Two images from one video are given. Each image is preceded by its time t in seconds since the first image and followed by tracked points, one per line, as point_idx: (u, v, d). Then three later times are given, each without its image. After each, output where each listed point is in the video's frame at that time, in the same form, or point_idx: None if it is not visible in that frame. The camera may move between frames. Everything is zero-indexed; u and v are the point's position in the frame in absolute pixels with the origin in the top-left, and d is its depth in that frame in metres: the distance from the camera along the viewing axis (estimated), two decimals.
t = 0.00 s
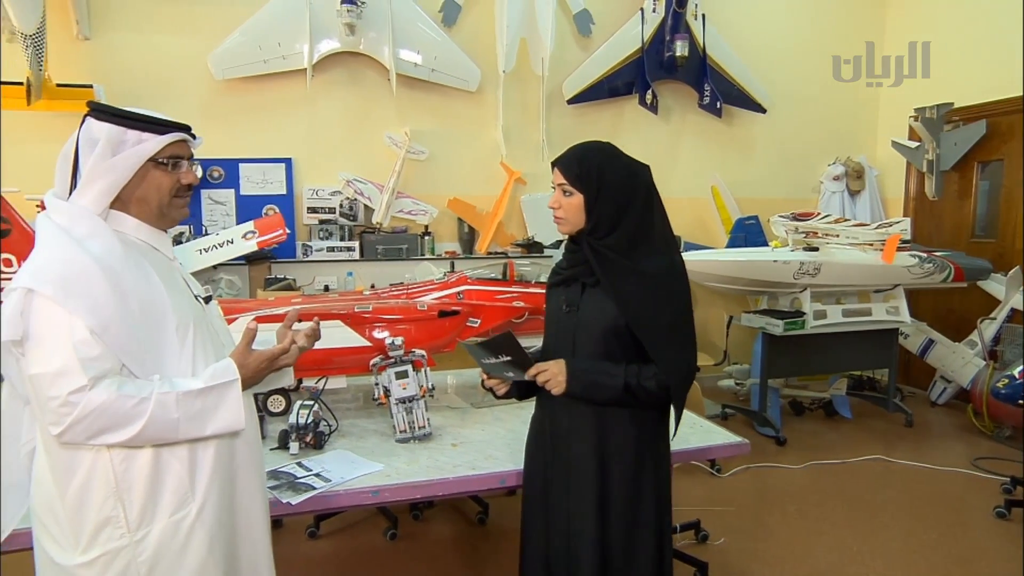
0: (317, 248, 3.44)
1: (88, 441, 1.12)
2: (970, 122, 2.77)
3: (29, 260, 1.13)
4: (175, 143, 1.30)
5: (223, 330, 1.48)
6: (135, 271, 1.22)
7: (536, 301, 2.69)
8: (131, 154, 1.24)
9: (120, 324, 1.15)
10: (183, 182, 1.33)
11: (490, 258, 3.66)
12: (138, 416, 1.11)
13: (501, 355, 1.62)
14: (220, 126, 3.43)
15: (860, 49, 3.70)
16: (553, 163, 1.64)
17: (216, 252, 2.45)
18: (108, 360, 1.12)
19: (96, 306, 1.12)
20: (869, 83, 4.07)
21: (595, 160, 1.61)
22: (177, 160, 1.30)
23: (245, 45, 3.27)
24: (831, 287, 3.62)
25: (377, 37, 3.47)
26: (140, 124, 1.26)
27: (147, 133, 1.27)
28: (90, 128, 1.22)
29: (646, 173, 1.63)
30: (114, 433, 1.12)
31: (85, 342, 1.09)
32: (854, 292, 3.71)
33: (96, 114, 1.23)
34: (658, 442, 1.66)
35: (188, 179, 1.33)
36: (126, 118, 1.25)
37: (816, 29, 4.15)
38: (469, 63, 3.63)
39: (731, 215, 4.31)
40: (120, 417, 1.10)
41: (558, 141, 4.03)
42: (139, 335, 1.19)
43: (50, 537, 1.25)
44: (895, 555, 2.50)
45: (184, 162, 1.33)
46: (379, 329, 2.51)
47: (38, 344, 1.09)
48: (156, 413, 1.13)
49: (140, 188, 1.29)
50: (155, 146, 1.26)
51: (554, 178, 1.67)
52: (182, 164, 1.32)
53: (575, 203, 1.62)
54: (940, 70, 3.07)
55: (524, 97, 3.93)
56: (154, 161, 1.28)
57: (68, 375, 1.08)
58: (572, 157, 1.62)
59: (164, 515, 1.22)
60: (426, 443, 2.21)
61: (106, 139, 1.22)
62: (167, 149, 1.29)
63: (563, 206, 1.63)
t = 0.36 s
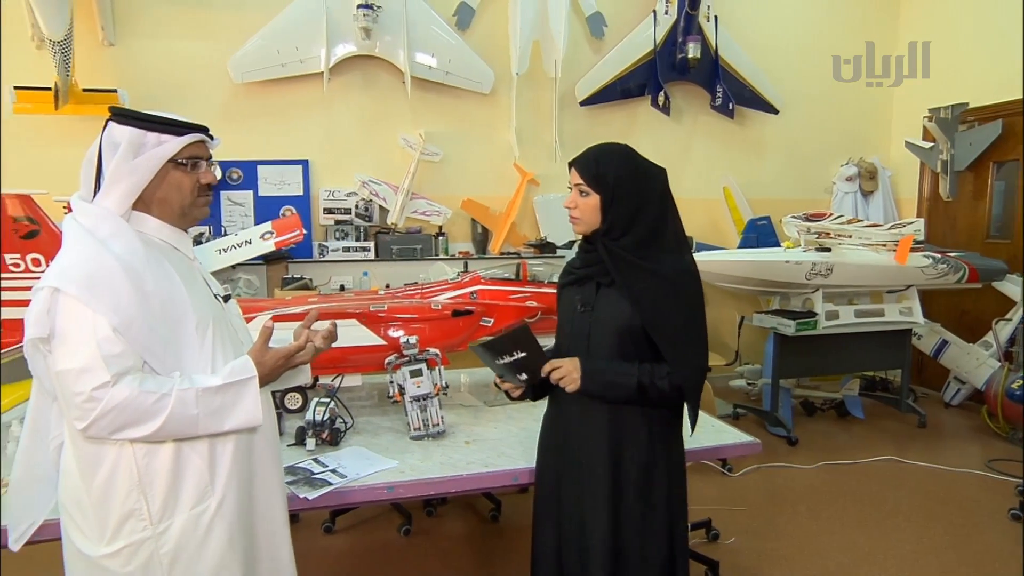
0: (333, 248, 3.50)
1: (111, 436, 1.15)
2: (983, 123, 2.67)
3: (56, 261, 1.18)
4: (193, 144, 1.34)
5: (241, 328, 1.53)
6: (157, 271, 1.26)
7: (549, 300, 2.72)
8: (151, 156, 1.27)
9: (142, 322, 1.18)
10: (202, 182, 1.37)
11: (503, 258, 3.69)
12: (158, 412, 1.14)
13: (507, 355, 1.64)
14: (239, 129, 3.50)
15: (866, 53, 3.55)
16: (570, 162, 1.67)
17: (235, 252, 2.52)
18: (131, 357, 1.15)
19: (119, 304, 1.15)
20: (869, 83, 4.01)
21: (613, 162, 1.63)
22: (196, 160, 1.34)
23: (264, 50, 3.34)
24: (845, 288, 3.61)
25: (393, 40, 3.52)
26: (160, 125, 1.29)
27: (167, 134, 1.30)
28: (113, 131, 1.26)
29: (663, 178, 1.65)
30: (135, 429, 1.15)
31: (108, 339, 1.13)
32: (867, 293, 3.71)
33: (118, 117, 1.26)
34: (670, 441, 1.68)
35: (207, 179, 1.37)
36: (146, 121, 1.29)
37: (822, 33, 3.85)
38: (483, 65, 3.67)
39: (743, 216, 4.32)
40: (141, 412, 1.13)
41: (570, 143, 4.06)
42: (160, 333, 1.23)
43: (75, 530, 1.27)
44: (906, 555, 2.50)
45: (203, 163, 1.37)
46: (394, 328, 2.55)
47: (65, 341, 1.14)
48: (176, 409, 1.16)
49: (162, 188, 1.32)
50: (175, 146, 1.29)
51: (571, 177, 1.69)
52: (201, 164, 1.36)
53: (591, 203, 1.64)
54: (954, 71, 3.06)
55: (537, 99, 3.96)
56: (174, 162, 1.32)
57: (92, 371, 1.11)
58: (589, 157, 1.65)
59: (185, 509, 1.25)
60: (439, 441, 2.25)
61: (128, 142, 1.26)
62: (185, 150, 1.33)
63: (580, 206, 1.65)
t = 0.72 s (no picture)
0: (345, 247, 3.53)
1: (125, 430, 1.18)
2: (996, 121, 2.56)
3: (72, 259, 1.20)
4: (200, 142, 1.35)
5: (254, 324, 1.55)
6: (169, 267, 1.28)
7: (557, 299, 2.75)
8: (159, 157, 1.28)
9: (154, 319, 1.20)
10: (211, 179, 1.38)
11: (512, 257, 3.72)
12: (170, 406, 1.17)
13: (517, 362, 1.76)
14: (252, 130, 3.55)
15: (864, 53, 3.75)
16: (582, 163, 1.69)
17: (247, 252, 2.56)
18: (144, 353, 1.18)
19: (132, 301, 1.17)
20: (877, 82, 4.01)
21: (623, 162, 1.65)
22: (203, 158, 1.35)
23: (277, 52, 3.38)
24: (853, 287, 3.61)
25: (404, 42, 3.55)
26: (168, 126, 1.30)
27: (175, 135, 1.31)
28: (121, 133, 1.27)
29: (673, 177, 1.66)
30: (148, 423, 1.18)
31: (121, 336, 1.15)
32: (875, 292, 3.71)
33: (127, 120, 1.27)
34: (679, 439, 1.70)
35: (215, 176, 1.38)
36: (153, 122, 1.29)
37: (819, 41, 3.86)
38: (493, 66, 3.70)
39: (751, 216, 4.32)
40: (154, 407, 1.16)
41: (580, 143, 4.09)
42: (173, 328, 1.25)
43: (93, 523, 1.29)
44: (913, 554, 2.51)
45: (211, 161, 1.37)
46: (405, 326, 2.58)
47: (80, 338, 1.16)
48: (188, 402, 1.19)
49: (171, 188, 1.34)
50: (181, 147, 1.30)
51: (581, 178, 1.72)
52: (210, 161, 1.36)
53: (602, 203, 1.66)
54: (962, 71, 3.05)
55: (547, 100, 3.99)
56: (182, 161, 1.32)
57: (105, 368, 1.14)
58: (599, 158, 1.67)
59: (200, 501, 1.26)
60: (449, 437, 2.28)
61: (135, 143, 1.26)
62: (193, 148, 1.33)
63: (590, 206, 1.68)
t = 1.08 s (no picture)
0: (356, 246, 3.57)
1: (137, 430, 1.19)
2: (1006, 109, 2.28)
3: (87, 260, 1.22)
4: (214, 143, 1.38)
5: (268, 323, 1.58)
6: (182, 268, 1.29)
7: (567, 298, 2.77)
8: (174, 157, 1.31)
9: (165, 319, 1.21)
10: (225, 179, 1.41)
11: (522, 257, 3.75)
12: (178, 407, 1.17)
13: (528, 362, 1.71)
14: (266, 131, 3.60)
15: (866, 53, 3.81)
16: (591, 163, 1.71)
17: (259, 251, 2.60)
18: (154, 354, 1.19)
19: (142, 303, 1.18)
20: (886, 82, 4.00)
21: (633, 163, 1.67)
22: (217, 159, 1.38)
23: (289, 54, 3.43)
24: (861, 287, 3.62)
25: (415, 43, 3.59)
26: (182, 127, 1.33)
27: (188, 136, 1.34)
28: (137, 135, 1.30)
29: (681, 177, 1.68)
30: (160, 423, 1.18)
31: (131, 337, 1.16)
32: (884, 292, 3.72)
33: (142, 121, 1.30)
34: (688, 437, 1.72)
35: (229, 176, 1.41)
36: (167, 123, 1.32)
37: (828, 41, 3.86)
38: (503, 67, 3.73)
39: (759, 216, 4.33)
40: (162, 408, 1.16)
41: (588, 144, 4.11)
42: (184, 327, 1.25)
43: (109, 517, 1.30)
44: (922, 553, 2.51)
45: (225, 161, 1.40)
46: (416, 324, 2.63)
47: (95, 338, 1.19)
48: (195, 404, 1.18)
49: (186, 188, 1.37)
50: (196, 148, 1.33)
51: (591, 178, 1.73)
52: (224, 162, 1.39)
53: (611, 203, 1.68)
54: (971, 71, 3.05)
55: (556, 101, 4.02)
56: (196, 162, 1.36)
57: (117, 369, 1.16)
58: (609, 158, 1.69)
59: (213, 497, 1.27)
60: (460, 434, 2.30)
61: (150, 144, 1.30)
62: (207, 149, 1.36)
63: (599, 206, 1.69)
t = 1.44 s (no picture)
0: (370, 245, 3.60)
1: (157, 429, 1.21)
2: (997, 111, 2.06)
3: (108, 262, 1.25)
4: (231, 143, 1.41)
5: (284, 320, 1.60)
6: (199, 270, 1.32)
7: (579, 296, 2.79)
8: (192, 157, 1.34)
9: (184, 320, 1.24)
10: (242, 179, 1.44)
11: (534, 255, 3.76)
12: (195, 412, 1.19)
13: (541, 363, 1.69)
14: (281, 131, 3.65)
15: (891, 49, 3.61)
16: (605, 162, 1.71)
17: (275, 249, 2.67)
18: (173, 356, 1.22)
19: (161, 304, 1.22)
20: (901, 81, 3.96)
21: (647, 162, 1.66)
22: (234, 159, 1.41)
23: (305, 55, 3.47)
24: (876, 286, 3.60)
25: (428, 43, 3.62)
26: (200, 127, 1.36)
27: (206, 137, 1.37)
28: (155, 135, 1.33)
29: (695, 175, 1.68)
30: (180, 424, 1.20)
31: (151, 339, 1.19)
32: (898, 290, 3.70)
33: (161, 121, 1.34)
34: (700, 436, 1.72)
35: (246, 176, 1.44)
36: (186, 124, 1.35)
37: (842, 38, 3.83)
38: (515, 67, 3.74)
39: (771, 215, 4.31)
40: (181, 411, 1.18)
41: (600, 143, 4.11)
42: (201, 329, 1.28)
43: (132, 509, 1.34)
44: (937, 553, 2.49)
45: (242, 161, 1.43)
46: (429, 322, 2.67)
47: (116, 337, 1.21)
48: (213, 408, 1.20)
49: (204, 187, 1.40)
50: (213, 147, 1.36)
51: (605, 178, 1.73)
52: (241, 162, 1.42)
53: (625, 203, 1.67)
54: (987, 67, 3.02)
55: (568, 100, 4.03)
56: (214, 162, 1.39)
57: (136, 368, 1.18)
58: (622, 157, 1.68)
59: (229, 493, 1.29)
60: (472, 431, 2.32)
61: (169, 144, 1.33)
62: (224, 150, 1.40)
63: (613, 205, 1.69)
